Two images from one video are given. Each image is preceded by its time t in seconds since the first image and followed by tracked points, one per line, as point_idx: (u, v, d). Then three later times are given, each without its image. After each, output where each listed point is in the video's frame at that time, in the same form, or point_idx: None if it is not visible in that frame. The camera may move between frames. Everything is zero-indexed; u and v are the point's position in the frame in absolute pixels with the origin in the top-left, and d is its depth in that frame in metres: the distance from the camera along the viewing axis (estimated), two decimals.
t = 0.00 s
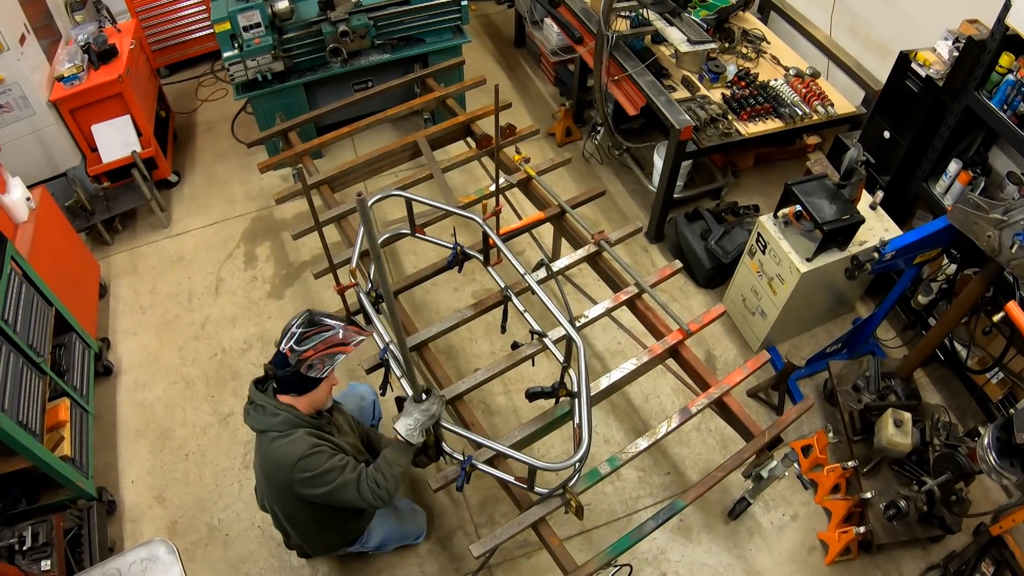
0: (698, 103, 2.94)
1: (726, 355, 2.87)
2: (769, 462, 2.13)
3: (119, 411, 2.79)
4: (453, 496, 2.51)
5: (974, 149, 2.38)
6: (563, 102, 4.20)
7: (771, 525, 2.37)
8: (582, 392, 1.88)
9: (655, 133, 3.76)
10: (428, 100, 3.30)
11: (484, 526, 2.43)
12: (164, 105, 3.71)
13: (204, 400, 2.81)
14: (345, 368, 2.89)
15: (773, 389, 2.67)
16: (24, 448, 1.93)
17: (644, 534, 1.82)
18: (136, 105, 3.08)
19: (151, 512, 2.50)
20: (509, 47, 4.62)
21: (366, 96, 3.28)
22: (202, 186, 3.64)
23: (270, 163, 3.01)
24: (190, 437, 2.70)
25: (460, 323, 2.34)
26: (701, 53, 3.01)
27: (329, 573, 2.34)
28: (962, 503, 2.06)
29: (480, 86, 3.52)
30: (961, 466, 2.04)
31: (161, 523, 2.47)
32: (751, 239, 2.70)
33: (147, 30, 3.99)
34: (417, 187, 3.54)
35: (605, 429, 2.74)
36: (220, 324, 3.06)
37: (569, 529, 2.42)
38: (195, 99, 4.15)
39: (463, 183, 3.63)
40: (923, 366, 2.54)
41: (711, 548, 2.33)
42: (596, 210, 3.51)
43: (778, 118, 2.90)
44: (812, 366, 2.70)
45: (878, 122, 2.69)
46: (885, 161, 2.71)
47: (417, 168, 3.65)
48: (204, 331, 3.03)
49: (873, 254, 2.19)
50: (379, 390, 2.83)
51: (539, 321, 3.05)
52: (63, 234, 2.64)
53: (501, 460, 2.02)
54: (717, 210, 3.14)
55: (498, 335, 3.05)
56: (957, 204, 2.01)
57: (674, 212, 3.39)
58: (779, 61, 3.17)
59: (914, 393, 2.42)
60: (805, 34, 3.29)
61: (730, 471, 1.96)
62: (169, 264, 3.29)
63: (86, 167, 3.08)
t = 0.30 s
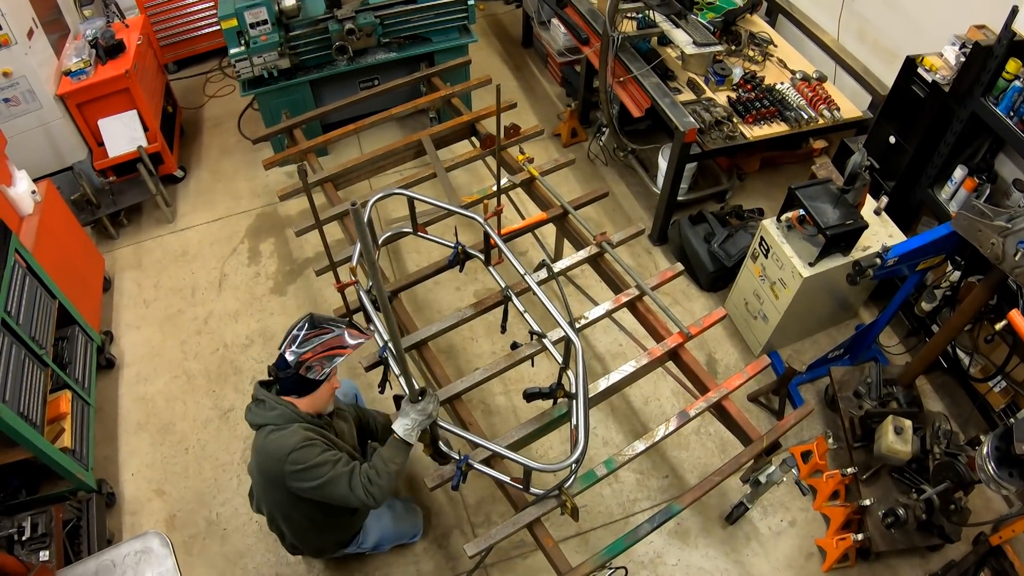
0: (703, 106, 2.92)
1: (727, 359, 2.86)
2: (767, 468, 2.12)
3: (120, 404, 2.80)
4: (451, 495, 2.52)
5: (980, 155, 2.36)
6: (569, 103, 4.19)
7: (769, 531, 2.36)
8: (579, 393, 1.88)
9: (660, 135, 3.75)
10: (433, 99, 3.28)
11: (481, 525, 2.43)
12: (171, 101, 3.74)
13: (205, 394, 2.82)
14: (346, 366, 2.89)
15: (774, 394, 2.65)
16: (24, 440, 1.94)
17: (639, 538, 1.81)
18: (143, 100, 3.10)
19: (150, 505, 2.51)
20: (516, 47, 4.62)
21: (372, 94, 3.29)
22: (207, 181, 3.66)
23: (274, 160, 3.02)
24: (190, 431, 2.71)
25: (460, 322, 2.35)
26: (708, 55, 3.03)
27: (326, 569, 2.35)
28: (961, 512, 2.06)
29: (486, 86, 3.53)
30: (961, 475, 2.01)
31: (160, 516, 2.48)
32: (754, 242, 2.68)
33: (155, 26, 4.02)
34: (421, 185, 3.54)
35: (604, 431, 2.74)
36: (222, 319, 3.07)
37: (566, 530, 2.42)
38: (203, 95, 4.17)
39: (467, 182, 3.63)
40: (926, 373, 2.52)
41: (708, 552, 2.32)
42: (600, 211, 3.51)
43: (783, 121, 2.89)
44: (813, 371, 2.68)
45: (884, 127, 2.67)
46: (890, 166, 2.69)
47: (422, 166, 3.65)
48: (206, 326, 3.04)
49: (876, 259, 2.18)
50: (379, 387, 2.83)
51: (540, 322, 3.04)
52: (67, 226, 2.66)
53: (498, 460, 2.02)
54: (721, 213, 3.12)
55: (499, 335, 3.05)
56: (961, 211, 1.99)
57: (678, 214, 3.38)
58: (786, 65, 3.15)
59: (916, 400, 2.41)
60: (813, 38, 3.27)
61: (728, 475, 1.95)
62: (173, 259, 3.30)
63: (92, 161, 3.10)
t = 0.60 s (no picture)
0: (708, 109, 2.92)
1: (729, 363, 2.85)
2: (765, 474, 2.11)
3: (122, 396, 2.82)
4: (448, 494, 2.52)
5: (987, 163, 2.34)
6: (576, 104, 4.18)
7: (766, 537, 2.35)
8: (576, 395, 1.88)
9: (666, 137, 3.74)
10: (439, 98, 3.28)
11: (477, 525, 2.43)
12: (179, 96, 3.76)
13: (206, 388, 2.83)
14: (347, 363, 2.90)
15: (775, 400, 2.64)
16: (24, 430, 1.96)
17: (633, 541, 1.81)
18: (150, 95, 3.11)
19: (149, 498, 2.53)
20: (525, 47, 4.62)
21: (378, 93, 3.29)
22: (213, 177, 3.68)
23: (279, 157, 3.02)
24: (190, 425, 2.72)
25: (460, 321, 2.35)
26: (714, 59, 2.99)
27: (322, 565, 2.35)
28: (959, 523, 2.05)
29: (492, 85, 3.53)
30: (960, 486, 1.98)
31: (158, 509, 2.50)
32: (757, 247, 2.67)
33: (165, 21, 4.04)
34: (426, 184, 3.54)
35: (603, 433, 2.73)
36: (225, 314, 3.08)
37: (561, 532, 2.42)
38: (211, 91, 4.19)
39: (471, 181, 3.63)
40: (928, 382, 2.50)
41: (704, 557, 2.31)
42: (605, 213, 3.50)
43: (789, 126, 2.87)
44: (814, 378, 2.67)
45: (891, 133, 2.66)
46: (896, 173, 2.68)
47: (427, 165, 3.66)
48: (209, 321, 3.06)
49: (878, 266, 2.16)
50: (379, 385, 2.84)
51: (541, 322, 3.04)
52: (73, 219, 2.68)
53: (494, 460, 2.02)
54: (725, 217, 3.11)
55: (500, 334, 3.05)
56: (966, 218, 1.97)
57: (682, 218, 3.37)
58: (793, 69, 3.13)
59: (917, 409, 2.39)
60: (821, 42, 3.25)
61: (725, 480, 1.94)
62: (178, 254, 3.32)
63: (99, 155, 3.12)
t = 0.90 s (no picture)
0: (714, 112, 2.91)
1: (730, 367, 2.84)
2: (763, 478, 2.10)
3: (124, 389, 2.84)
4: (446, 493, 2.52)
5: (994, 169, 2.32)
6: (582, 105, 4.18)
7: (764, 543, 2.34)
8: (574, 397, 1.87)
9: (672, 139, 3.69)
10: (444, 97, 3.27)
11: (474, 524, 2.43)
12: (187, 92, 3.78)
13: (207, 383, 2.85)
14: (348, 361, 2.91)
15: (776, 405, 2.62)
16: (25, 421, 1.97)
17: (628, 544, 1.80)
18: (157, 90, 3.13)
19: (148, 491, 2.55)
20: (532, 48, 4.62)
21: (384, 91, 3.29)
22: (219, 173, 3.69)
23: (284, 154, 3.03)
24: (191, 420, 2.74)
25: (460, 320, 2.35)
26: (721, 61, 2.99)
27: (319, 561, 2.36)
28: (957, 532, 2.05)
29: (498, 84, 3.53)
30: (958, 495, 1.98)
31: (157, 503, 2.51)
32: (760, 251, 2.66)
33: (174, 17, 4.07)
34: (430, 183, 3.54)
35: (602, 435, 2.72)
36: (228, 309, 3.10)
37: (558, 534, 2.42)
38: (219, 87, 4.21)
39: (475, 181, 3.63)
40: (930, 389, 2.48)
41: (701, 561, 2.30)
42: (608, 214, 3.49)
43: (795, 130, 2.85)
44: (815, 383, 2.65)
45: (897, 138, 2.64)
46: (902, 178, 2.67)
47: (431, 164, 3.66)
48: (212, 316, 3.07)
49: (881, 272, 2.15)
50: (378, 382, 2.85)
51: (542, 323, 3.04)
52: (78, 213, 2.69)
53: (491, 460, 2.02)
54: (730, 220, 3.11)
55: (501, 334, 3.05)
56: (970, 225, 1.95)
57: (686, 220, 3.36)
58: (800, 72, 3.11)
59: (919, 416, 2.38)
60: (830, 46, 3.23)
61: (723, 484, 1.93)
62: (183, 249, 3.34)
63: (106, 149, 3.15)
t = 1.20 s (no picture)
0: (719, 115, 2.90)
1: (731, 371, 2.83)
2: (760, 484, 2.08)
3: (126, 382, 2.86)
4: (443, 492, 2.52)
5: (1000, 177, 2.30)
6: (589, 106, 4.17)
7: (761, 549, 2.33)
8: (570, 398, 1.86)
9: (677, 142, 3.68)
10: (450, 96, 3.27)
11: (470, 523, 2.43)
12: (195, 87, 3.80)
13: (209, 377, 2.86)
14: (349, 358, 2.91)
15: (777, 410, 2.61)
16: (26, 412, 1.99)
17: (623, 547, 1.79)
18: (164, 85, 3.15)
19: (148, 483, 2.56)
20: (540, 48, 4.62)
21: (390, 89, 3.30)
22: (225, 168, 3.71)
23: (290, 150, 3.04)
24: (192, 414, 2.75)
25: (459, 320, 2.35)
26: (727, 64, 2.97)
27: (315, 557, 2.37)
28: (956, 543, 2.01)
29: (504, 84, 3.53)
30: (957, 505, 1.94)
31: (156, 495, 2.53)
32: (763, 255, 2.65)
33: (184, 13, 4.09)
34: (435, 182, 3.55)
35: (601, 437, 2.72)
36: (231, 304, 3.11)
37: (554, 535, 2.41)
38: (227, 83, 4.23)
39: (480, 181, 3.63)
40: (933, 397, 2.46)
41: (698, 566, 2.29)
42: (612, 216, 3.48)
43: (801, 134, 2.84)
44: (817, 389, 2.64)
45: (903, 144, 2.62)
46: (908, 185, 2.65)
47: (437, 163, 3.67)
48: (215, 311, 3.09)
49: (883, 278, 2.14)
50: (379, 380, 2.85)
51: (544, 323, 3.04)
52: (84, 206, 2.71)
53: (488, 460, 2.02)
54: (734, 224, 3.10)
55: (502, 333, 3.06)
56: (973, 233, 1.94)
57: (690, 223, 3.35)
58: (807, 77, 3.10)
59: (920, 425, 2.36)
60: (837, 51, 3.21)
61: (719, 489, 1.92)
62: (188, 243, 3.35)
63: (113, 143, 3.17)
